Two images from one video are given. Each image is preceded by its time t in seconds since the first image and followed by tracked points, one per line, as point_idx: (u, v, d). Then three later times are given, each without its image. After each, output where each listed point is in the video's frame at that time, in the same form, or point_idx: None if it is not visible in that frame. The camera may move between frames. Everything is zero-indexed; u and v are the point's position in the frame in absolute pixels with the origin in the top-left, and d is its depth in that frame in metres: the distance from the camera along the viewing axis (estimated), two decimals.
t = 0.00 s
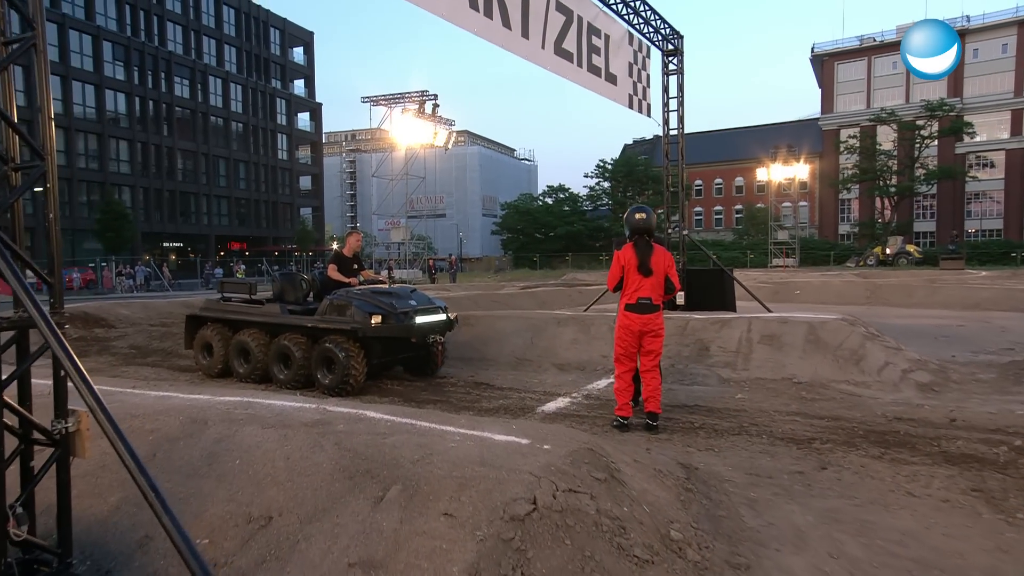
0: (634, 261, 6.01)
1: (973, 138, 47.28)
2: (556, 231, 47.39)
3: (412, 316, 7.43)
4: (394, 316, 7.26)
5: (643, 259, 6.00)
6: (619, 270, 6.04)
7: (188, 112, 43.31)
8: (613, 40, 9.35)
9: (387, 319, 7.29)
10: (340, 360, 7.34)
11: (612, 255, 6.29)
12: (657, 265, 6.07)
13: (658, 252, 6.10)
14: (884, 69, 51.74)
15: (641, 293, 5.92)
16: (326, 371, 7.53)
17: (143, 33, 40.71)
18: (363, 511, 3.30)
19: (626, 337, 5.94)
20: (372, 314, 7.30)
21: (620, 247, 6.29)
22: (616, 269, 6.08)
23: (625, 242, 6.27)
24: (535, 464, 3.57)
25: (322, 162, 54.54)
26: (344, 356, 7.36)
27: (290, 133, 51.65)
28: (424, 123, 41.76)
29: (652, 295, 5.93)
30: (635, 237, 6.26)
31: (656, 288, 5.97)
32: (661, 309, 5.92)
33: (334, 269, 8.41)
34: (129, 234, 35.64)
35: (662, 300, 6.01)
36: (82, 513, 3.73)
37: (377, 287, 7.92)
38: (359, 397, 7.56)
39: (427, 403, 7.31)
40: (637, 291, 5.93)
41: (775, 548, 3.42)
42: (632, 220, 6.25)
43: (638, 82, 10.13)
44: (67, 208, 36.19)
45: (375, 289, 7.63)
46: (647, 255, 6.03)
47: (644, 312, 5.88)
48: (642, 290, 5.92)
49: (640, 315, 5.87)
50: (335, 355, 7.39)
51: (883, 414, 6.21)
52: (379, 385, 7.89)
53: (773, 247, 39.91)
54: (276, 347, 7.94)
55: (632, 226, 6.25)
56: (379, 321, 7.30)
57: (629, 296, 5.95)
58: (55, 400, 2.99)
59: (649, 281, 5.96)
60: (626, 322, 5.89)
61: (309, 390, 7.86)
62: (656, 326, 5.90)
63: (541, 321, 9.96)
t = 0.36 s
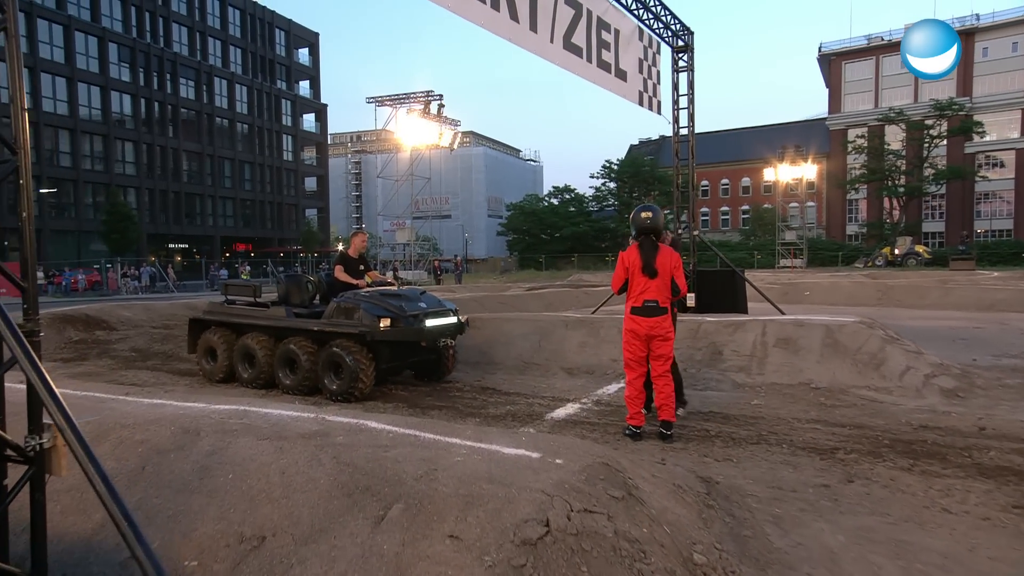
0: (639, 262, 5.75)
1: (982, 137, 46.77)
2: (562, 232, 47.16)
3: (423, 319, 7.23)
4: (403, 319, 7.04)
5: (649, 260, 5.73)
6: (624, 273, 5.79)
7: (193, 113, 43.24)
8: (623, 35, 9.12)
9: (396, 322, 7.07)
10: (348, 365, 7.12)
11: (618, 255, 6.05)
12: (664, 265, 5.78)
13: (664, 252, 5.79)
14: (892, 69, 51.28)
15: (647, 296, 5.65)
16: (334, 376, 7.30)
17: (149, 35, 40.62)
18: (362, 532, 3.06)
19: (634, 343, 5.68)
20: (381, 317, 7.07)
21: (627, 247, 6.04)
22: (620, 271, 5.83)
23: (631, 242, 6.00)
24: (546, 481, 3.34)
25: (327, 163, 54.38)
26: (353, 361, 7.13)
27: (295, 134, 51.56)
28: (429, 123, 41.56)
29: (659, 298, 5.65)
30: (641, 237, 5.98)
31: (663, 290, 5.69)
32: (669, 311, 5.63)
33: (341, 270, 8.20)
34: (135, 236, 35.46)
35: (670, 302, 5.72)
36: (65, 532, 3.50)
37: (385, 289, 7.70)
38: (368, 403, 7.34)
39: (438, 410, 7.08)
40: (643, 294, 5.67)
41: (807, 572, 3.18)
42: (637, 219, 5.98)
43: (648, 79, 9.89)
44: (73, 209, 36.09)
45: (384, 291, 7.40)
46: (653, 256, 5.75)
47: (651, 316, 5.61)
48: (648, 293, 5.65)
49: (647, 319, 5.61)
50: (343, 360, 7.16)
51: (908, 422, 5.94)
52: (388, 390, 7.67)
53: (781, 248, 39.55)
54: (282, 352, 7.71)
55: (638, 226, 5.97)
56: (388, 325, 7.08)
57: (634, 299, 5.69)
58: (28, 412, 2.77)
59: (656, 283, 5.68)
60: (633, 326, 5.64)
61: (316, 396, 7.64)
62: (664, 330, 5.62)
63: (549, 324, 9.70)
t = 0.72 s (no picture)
0: (651, 264, 5.48)
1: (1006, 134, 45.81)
2: (576, 233, 46.83)
3: (447, 323, 7.04)
4: (427, 323, 6.85)
5: (660, 262, 5.46)
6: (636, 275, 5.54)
7: (208, 117, 43.40)
8: (638, 29, 8.84)
9: (420, 326, 6.87)
10: (369, 371, 6.90)
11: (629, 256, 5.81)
12: (677, 265, 5.51)
13: (676, 252, 5.53)
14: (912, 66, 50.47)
15: (660, 300, 5.39)
16: (355, 383, 7.08)
17: (164, 39, 40.81)
18: (357, 557, 2.83)
19: (648, 349, 5.42)
20: (405, 321, 6.87)
21: (638, 249, 5.77)
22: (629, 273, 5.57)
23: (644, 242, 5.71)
24: (556, 501, 3.10)
25: (341, 166, 54.40)
26: (375, 367, 6.90)
27: (309, 137, 51.64)
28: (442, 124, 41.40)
29: (673, 301, 5.38)
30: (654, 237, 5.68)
31: (677, 292, 5.41)
32: (684, 314, 5.37)
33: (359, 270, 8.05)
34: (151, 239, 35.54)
35: (685, 304, 5.45)
36: (44, 553, 3.27)
37: (407, 292, 7.50)
38: (391, 411, 7.12)
39: (463, 417, 6.83)
40: (655, 298, 5.40)
41: None
42: (648, 217, 5.66)
43: (664, 74, 9.60)
44: (90, 213, 36.25)
45: (406, 295, 7.21)
46: (666, 257, 5.49)
47: (666, 319, 5.35)
48: (661, 297, 5.39)
49: (660, 324, 5.35)
50: (364, 366, 6.94)
51: (941, 431, 5.62)
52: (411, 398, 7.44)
53: (799, 248, 38.93)
54: (301, 359, 7.47)
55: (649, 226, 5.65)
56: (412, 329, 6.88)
57: (647, 303, 5.43)
58: None
59: (669, 285, 5.41)
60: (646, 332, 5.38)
61: (337, 404, 7.42)
62: (680, 334, 5.36)
63: (563, 326, 9.42)
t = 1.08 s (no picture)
0: (663, 265, 5.21)
1: None
2: (591, 234, 46.47)
3: (470, 329, 6.79)
4: (450, 330, 6.60)
5: (672, 263, 5.20)
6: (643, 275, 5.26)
7: (223, 119, 43.57)
8: (651, 24, 8.56)
9: (442, 333, 6.61)
10: (388, 379, 6.60)
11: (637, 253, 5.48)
12: (688, 267, 5.27)
13: (687, 253, 5.28)
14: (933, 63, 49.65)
15: (669, 303, 5.11)
16: (374, 393, 6.75)
17: (179, 43, 41.03)
18: None
19: (656, 355, 5.16)
20: (426, 327, 6.61)
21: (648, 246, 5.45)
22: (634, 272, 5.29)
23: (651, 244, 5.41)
24: (560, 528, 2.85)
25: (355, 168, 54.43)
26: (395, 374, 6.59)
27: (323, 139, 51.70)
28: (455, 125, 41.25)
29: (682, 304, 5.13)
30: (660, 239, 5.40)
31: (686, 295, 5.16)
32: (693, 317, 5.14)
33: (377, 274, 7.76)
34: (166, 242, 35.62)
35: (694, 306, 5.21)
36: None
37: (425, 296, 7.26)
38: (410, 421, 6.82)
39: (486, 429, 6.49)
40: (664, 301, 5.12)
41: None
42: (655, 219, 5.39)
43: (678, 71, 9.31)
44: (106, 216, 36.41)
45: (426, 299, 6.95)
46: (678, 258, 5.22)
47: (674, 323, 5.10)
48: (670, 300, 5.12)
49: (669, 328, 5.10)
50: (383, 374, 6.63)
51: (976, 443, 5.30)
52: (431, 407, 7.12)
53: (817, 248, 38.35)
54: (318, 366, 7.09)
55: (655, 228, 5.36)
56: (434, 336, 6.62)
57: (656, 306, 5.15)
58: None
59: (681, 287, 5.16)
60: (653, 336, 5.12)
61: (354, 414, 7.05)
62: (689, 339, 5.12)
63: (575, 331, 9.14)
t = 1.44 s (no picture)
0: (668, 264, 4.96)
1: None
2: (599, 232, 46.13)
3: (467, 329, 6.63)
4: (445, 330, 6.43)
5: (678, 263, 4.95)
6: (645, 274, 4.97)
7: (229, 117, 43.52)
8: (658, 13, 8.27)
9: (437, 334, 6.43)
10: (382, 382, 6.40)
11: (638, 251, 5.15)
12: (693, 267, 5.05)
13: (693, 252, 5.05)
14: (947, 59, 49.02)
15: (673, 304, 4.87)
16: (367, 396, 6.54)
17: (185, 40, 40.94)
18: None
19: (657, 358, 4.91)
20: (421, 328, 6.42)
21: (651, 246, 5.14)
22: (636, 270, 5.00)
23: (653, 243, 5.15)
24: (554, 559, 2.61)
25: (362, 165, 54.22)
26: (388, 376, 6.40)
27: (329, 137, 51.55)
28: (462, 123, 41.02)
29: (686, 305, 4.90)
30: (663, 237, 5.14)
31: (689, 296, 4.94)
32: (697, 318, 4.92)
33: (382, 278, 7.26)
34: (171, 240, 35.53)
35: (696, 307, 5.00)
36: None
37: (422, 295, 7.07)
38: (405, 424, 6.61)
39: (481, 434, 6.28)
40: (667, 302, 4.88)
41: None
42: (656, 216, 5.12)
43: (687, 62, 9.00)
44: (111, 214, 36.33)
45: (422, 299, 6.76)
46: (685, 258, 4.97)
47: (679, 324, 4.86)
48: (674, 301, 4.88)
49: (673, 330, 4.85)
50: (376, 376, 6.43)
51: (1003, 453, 4.99)
52: (426, 411, 6.91)
53: (827, 247, 37.94)
54: (309, 368, 6.87)
55: (657, 226, 5.10)
56: (429, 336, 6.44)
57: (658, 306, 4.90)
58: None
59: (687, 288, 4.93)
60: (656, 338, 4.86)
61: (348, 418, 6.83)
62: (691, 341, 4.90)
63: (579, 332, 8.87)
